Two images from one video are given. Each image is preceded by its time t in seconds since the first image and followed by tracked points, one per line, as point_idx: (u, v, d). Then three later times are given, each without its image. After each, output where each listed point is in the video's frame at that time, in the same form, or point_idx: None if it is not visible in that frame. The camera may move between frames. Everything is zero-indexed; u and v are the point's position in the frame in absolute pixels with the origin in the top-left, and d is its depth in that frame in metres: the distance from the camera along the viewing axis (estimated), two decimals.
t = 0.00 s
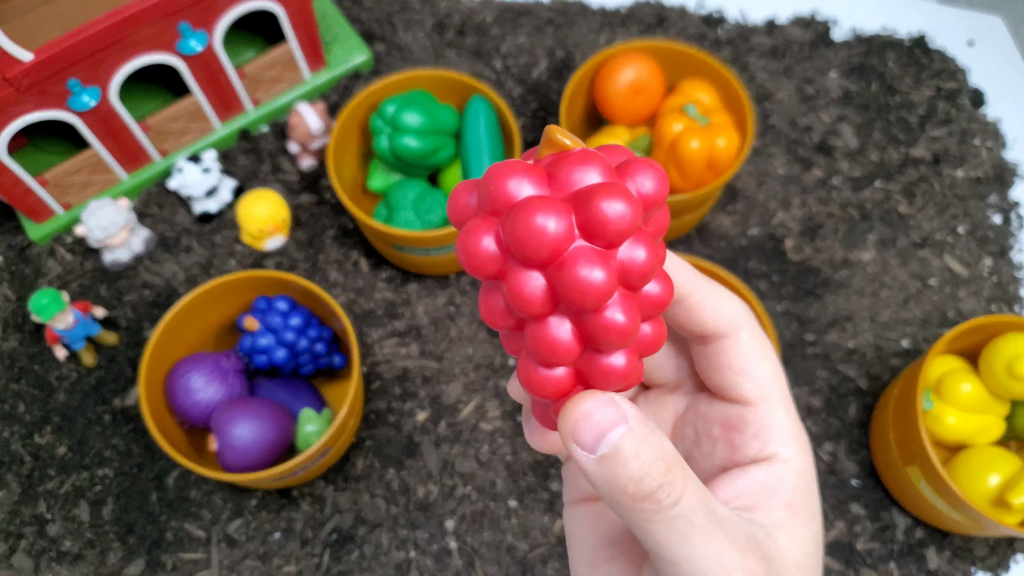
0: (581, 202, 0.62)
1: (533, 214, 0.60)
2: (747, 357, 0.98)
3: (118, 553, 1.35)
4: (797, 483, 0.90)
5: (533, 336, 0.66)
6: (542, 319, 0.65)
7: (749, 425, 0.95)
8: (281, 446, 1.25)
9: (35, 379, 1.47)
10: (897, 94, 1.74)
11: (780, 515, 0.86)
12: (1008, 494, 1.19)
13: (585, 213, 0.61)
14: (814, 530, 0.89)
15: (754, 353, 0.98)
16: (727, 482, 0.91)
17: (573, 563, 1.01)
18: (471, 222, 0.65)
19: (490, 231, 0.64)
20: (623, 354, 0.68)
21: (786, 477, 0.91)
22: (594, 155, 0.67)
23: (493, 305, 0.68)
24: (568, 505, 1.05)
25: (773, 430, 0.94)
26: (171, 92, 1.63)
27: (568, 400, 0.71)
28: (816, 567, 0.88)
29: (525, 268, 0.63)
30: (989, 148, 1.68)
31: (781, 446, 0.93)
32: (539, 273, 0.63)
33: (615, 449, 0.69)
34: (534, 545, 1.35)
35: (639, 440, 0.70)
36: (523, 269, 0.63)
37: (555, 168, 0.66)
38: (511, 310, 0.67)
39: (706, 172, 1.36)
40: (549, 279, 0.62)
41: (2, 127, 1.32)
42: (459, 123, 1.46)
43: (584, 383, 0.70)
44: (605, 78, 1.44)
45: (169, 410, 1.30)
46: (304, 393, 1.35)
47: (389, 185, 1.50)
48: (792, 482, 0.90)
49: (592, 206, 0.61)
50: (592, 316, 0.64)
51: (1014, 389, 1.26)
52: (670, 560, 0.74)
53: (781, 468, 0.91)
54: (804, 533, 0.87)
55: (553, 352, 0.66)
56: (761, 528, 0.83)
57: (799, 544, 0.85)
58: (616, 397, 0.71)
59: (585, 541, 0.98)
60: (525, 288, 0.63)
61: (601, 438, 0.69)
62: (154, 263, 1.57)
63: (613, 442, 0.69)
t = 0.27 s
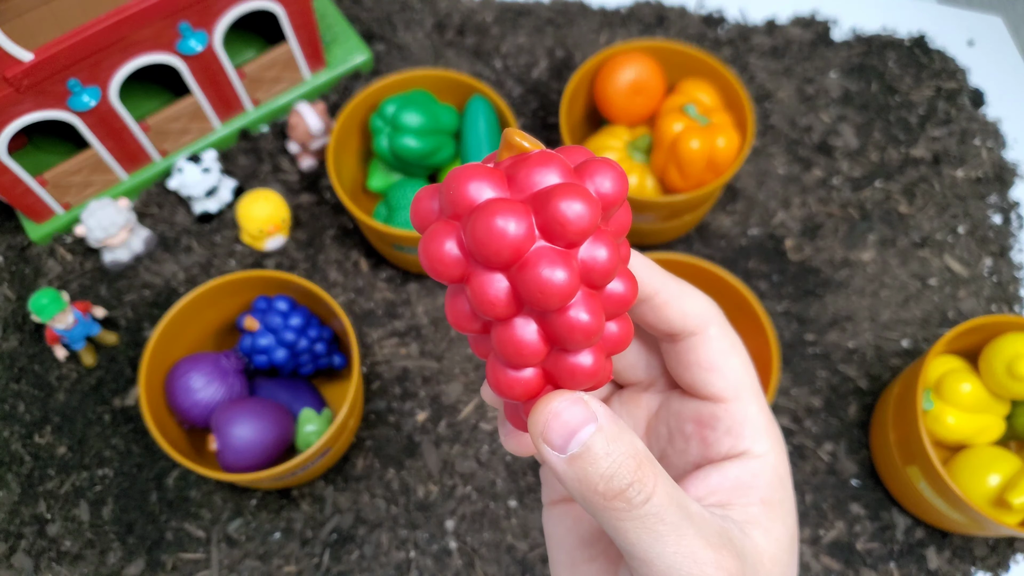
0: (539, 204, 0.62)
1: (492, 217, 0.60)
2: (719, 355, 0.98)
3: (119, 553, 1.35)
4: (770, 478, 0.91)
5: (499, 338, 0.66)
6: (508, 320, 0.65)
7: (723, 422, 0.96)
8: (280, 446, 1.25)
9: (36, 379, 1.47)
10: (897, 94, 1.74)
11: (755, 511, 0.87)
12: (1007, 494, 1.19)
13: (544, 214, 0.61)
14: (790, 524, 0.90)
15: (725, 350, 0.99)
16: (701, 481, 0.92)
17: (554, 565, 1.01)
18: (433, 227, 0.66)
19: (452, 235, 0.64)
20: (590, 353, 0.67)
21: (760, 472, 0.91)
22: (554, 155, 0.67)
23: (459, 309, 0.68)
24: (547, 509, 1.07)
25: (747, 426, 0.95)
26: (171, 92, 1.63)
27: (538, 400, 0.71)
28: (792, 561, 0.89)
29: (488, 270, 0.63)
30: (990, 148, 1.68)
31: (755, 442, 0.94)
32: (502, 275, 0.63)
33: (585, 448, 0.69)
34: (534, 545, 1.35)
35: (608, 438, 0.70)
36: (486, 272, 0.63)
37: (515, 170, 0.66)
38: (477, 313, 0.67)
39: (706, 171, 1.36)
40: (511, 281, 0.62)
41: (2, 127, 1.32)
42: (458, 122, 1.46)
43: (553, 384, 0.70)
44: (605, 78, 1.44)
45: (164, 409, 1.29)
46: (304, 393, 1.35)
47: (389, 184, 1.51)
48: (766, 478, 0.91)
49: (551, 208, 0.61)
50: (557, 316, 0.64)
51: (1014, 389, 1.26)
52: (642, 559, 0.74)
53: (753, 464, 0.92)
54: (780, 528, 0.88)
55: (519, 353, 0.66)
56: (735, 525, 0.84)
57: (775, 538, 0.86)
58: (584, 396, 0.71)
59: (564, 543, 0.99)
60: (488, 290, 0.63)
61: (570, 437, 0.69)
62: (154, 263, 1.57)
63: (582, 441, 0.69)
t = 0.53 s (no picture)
0: (528, 205, 0.62)
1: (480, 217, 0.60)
2: (713, 355, 0.98)
3: (119, 553, 1.35)
4: (765, 477, 0.92)
5: (490, 339, 0.66)
6: (499, 321, 0.65)
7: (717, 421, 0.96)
8: (280, 445, 1.25)
9: (36, 380, 1.47)
10: (897, 94, 1.74)
11: (749, 509, 0.88)
12: (1007, 494, 1.19)
13: (534, 215, 0.61)
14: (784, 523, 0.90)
15: (719, 349, 0.99)
16: (695, 480, 0.92)
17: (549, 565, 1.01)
18: (422, 228, 0.66)
19: (441, 235, 0.64)
20: (582, 353, 0.67)
21: (755, 471, 0.92)
22: (543, 155, 0.67)
23: (450, 309, 0.68)
24: (541, 509, 1.06)
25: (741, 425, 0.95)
26: (170, 92, 1.63)
27: (530, 401, 0.71)
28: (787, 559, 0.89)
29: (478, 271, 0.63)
30: (990, 149, 1.68)
31: (749, 440, 0.94)
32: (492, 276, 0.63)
33: (578, 448, 0.69)
34: (534, 544, 1.35)
35: (602, 438, 0.71)
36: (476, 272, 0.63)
37: (504, 170, 0.66)
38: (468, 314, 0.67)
39: (706, 171, 1.36)
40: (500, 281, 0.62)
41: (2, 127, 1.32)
42: (458, 122, 1.46)
43: (545, 384, 0.70)
44: (605, 78, 1.44)
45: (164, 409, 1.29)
46: (304, 393, 1.35)
47: (389, 184, 1.51)
48: (761, 476, 0.91)
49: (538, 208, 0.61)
50: (548, 316, 0.64)
51: (1014, 389, 1.26)
52: (636, 559, 0.74)
53: (748, 462, 0.92)
54: (775, 526, 0.88)
55: (511, 354, 0.66)
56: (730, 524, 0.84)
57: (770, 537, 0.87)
58: (577, 396, 0.71)
59: (559, 543, 0.99)
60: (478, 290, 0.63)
61: (563, 437, 0.69)
62: (154, 263, 1.57)
63: (576, 441, 0.69)
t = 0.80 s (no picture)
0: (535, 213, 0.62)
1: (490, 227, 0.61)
2: (719, 362, 0.98)
3: (119, 553, 1.35)
4: (769, 485, 0.92)
5: (495, 349, 0.66)
6: (504, 331, 0.65)
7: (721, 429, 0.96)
8: (280, 446, 1.25)
9: (36, 379, 1.47)
10: (897, 94, 1.74)
11: (754, 518, 0.88)
12: (1008, 494, 1.19)
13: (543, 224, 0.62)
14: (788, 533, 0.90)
15: (723, 356, 0.99)
16: (700, 489, 0.92)
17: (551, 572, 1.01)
18: (427, 236, 0.66)
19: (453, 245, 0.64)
20: (588, 362, 0.67)
21: (760, 476, 0.92)
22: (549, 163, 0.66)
23: (455, 319, 0.67)
24: (544, 515, 1.07)
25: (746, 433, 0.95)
26: (170, 92, 1.63)
27: (535, 410, 0.71)
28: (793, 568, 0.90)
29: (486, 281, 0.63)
30: (989, 149, 1.68)
31: (753, 448, 0.94)
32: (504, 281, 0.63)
33: (583, 458, 0.70)
34: (533, 545, 1.34)
35: (607, 448, 0.71)
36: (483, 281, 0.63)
37: (509, 178, 0.65)
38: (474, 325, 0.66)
39: (706, 171, 1.36)
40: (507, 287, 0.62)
41: (3, 127, 1.32)
42: (458, 123, 1.46)
43: (550, 394, 0.70)
44: (605, 78, 1.44)
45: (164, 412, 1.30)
46: (304, 393, 1.35)
47: (389, 184, 1.51)
48: (765, 484, 0.92)
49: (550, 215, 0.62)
50: (555, 326, 0.64)
51: (1014, 389, 1.26)
52: (641, 568, 0.75)
53: (754, 470, 0.92)
54: (780, 534, 0.88)
55: (515, 363, 0.65)
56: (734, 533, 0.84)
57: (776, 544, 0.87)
58: (584, 405, 0.71)
59: (562, 550, 0.99)
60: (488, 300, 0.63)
61: (568, 447, 0.69)
62: (154, 263, 1.57)
63: (582, 451, 0.70)
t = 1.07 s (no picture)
0: (547, 217, 0.62)
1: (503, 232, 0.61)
2: (727, 364, 0.98)
3: (119, 553, 1.35)
4: (779, 486, 0.92)
5: (509, 351, 0.66)
6: (518, 334, 0.65)
7: (730, 431, 0.96)
8: (280, 446, 1.25)
9: (36, 379, 1.47)
10: (897, 94, 1.74)
11: (764, 520, 0.87)
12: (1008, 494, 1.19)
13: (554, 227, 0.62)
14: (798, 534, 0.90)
15: (731, 358, 0.99)
16: (710, 491, 0.92)
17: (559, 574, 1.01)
18: (441, 239, 0.65)
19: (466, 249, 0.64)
20: (600, 364, 0.67)
21: (769, 479, 0.92)
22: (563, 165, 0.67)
23: (468, 321, 0.67)
24: (551, 517, 1.07)
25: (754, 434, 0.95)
26: (170, 92, 1.63)
27: (546, 414, 0.70)
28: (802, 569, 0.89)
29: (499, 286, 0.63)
30: (989, 149, 1.68)
31: (763, 450, 0.94)
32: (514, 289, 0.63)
33: (595, 461, 0.70)
34: (533, 545, 1.34)
35: (620, 451, 0.71)
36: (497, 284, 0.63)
37: (524, 181, 0.66)
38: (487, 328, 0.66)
39: (706, 171, 1.36)
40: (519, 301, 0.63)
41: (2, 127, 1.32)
42: (458, 123, 1.46)
43: (561, 397, 0.70)
44: (605, 78, 1.44)
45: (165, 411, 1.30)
46: (304, 393, 1.35)
47: (389, 184, 1.50)
48: (775, 486, 0.91)
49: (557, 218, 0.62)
50: (568, 328, 0.64)
51: (1014, 389, 1.26)
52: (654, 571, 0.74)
53: (762, 471, 0.92)
54: (791, 535, 0.88)
55: (529, 366, 0.65)
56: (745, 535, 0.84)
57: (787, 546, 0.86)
58: (596, 408, 0.71)
59: (570, 552, 0.99)
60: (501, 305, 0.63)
61: (580, 450, 0.69)
62: (154, 263, 1.57)
63: (594, 454, 0.69)
